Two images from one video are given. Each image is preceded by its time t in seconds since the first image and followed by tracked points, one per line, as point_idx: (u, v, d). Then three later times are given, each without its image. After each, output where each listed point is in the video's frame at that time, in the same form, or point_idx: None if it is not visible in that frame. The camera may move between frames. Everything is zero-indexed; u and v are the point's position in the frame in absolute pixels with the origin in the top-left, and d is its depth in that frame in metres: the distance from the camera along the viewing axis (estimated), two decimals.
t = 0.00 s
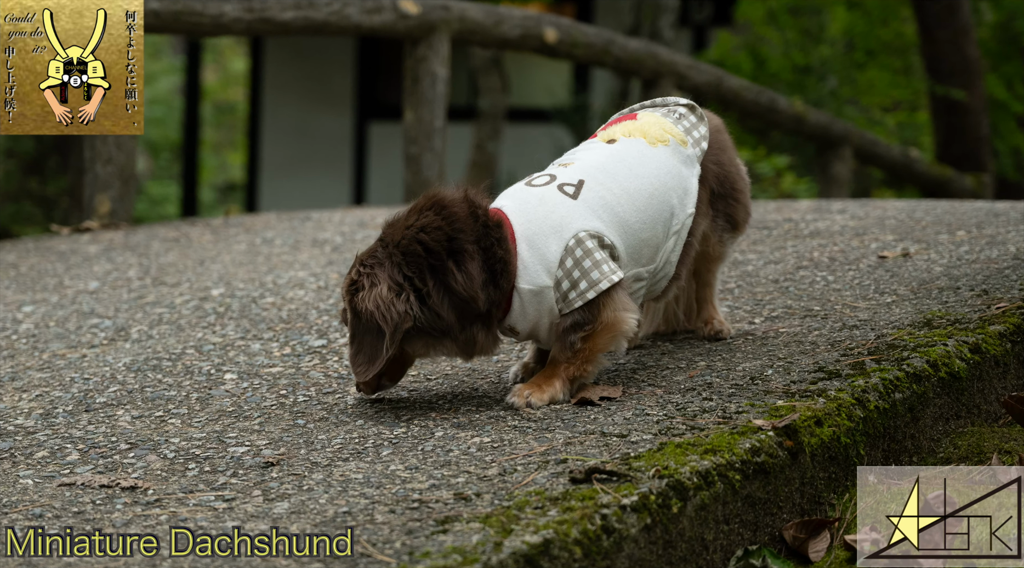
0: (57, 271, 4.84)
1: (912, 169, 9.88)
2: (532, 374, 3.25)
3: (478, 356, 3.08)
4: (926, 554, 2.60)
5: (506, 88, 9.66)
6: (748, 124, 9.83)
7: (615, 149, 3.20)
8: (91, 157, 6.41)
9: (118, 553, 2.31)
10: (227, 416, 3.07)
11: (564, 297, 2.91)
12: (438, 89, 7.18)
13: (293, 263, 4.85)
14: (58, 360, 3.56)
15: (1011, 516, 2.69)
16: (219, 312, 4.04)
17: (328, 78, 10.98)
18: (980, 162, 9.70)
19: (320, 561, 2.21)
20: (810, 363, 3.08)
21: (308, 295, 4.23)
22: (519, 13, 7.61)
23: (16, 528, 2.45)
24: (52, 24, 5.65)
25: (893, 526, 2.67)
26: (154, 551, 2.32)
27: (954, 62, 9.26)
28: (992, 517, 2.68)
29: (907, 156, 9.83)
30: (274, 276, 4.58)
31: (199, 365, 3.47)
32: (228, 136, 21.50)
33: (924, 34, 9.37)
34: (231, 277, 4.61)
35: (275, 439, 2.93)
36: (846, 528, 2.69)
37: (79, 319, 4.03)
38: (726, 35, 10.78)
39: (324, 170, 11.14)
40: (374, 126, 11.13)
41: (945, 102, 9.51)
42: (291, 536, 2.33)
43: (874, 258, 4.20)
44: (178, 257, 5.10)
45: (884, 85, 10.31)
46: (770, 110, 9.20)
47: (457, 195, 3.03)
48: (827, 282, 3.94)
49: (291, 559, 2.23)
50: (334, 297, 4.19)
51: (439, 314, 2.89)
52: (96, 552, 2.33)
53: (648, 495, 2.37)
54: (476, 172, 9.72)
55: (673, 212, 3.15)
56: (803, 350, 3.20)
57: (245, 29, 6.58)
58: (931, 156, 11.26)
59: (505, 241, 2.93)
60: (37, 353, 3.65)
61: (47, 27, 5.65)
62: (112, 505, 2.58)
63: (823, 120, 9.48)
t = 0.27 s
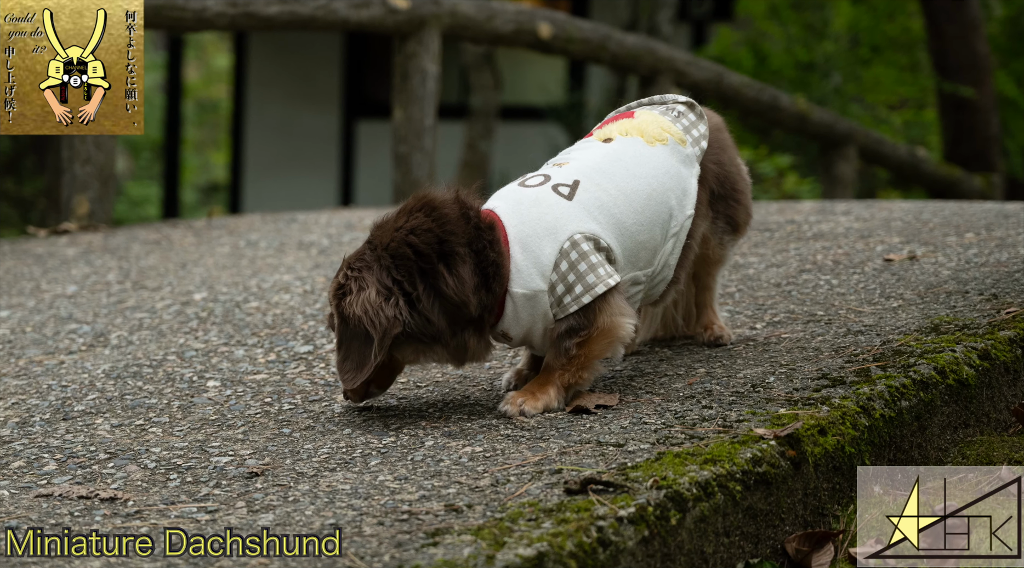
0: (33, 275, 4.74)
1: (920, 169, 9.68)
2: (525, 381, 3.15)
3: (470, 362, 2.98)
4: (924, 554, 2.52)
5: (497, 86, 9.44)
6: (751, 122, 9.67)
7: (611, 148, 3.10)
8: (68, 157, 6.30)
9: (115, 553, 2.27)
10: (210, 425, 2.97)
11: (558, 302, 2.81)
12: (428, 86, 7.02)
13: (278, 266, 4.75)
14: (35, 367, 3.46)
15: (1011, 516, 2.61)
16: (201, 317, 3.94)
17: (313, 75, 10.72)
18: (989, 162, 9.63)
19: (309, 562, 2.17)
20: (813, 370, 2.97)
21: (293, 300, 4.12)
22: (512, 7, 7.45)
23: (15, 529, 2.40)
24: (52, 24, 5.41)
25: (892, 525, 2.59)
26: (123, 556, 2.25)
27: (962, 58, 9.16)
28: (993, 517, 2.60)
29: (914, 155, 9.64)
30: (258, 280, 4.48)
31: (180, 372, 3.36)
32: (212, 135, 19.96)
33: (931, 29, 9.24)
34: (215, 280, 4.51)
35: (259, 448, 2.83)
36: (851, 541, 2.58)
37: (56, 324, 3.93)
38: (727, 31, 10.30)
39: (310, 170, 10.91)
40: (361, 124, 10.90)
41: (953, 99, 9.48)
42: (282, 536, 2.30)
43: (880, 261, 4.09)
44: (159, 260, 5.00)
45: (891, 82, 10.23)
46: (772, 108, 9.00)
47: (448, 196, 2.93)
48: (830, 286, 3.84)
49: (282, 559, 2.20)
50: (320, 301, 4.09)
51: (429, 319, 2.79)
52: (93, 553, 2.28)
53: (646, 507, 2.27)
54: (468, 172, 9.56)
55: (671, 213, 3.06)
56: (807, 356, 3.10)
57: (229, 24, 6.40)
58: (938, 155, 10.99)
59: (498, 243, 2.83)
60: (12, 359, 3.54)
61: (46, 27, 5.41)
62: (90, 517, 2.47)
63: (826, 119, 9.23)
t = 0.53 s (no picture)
0: (12, 278, 4.64)
1: (927, 169, 9.32)
2: (518, 389, 3.06)
3: (461, 369, 2.89)
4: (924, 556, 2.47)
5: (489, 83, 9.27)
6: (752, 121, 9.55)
7: (607, 147, 3.01)
8: (47, 157, 6.20)
9: (113, 553, 2.24)
10: (192, 433, 2.87)
11: (553, 307, 2.73)
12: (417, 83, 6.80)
13: (263, 270, 4.66)
14: (11, 374, 3.36)
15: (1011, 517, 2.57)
16: (184, 322, 3.85)
17: (300, 70, 10.15)
18: (998, 161, 9.46)
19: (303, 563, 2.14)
20: (816, 377, 2.88)
21: (279, 304, 4.03)
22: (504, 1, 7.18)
23: (15, 529, 2.36)
24: (52, 24, 5.09)
25: (892, 526, 2.54)
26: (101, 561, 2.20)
27: (970, 54, 9.06)
28: (993, 517, 2.56)
29: (920, 155, 9.25)
30: (243, 283, 4.39)
31: (162, 379, 3.27)
32: (195, 132, 18.47)
33: (939, 25, 9.18)
34: (197, 284, 4.42)
35: (244, 458, 2.73)
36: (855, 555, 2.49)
37: (34, 329, 3.84)
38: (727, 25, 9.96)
39: (297, 169, 10.29)
40: (349, 122, 10.28)
41: (961, 97, 9.34)
42: (276, 536, 2.26)
43: (885, 264, 4.00)
44: (140, 263, 4.91)
45: (896, 78, 9.93)
46: (773, 106, 8.65)
47: (439, 197, 2.84)
48: (833, 289, 3.75)
49: (275, 560, 2.16)
50: (307, 305, 3.99)
51: (419, 324, 2.70)
52: (91, 553, 2.24)
53: (644, 518, 2.18)
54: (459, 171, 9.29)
55: (670, 215, 2.97)
56: (810, 362, 3.01)
57: (212, 19, 6.25)
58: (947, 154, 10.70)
59: (490, 246, 2.74)
60: None
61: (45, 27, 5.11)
62: (69, 529, 2.37)
63: (829, 118, 8.83)
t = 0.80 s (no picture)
0: None
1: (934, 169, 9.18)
2: (512, 396, 2.97)
3: (453, 376, 2.79)
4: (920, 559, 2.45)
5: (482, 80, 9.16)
6: (753, 119, 9.44)
7: (603, 146, 2.92)
8: (25, 156, 6.10)
9: (113, 553, 2.20)
10: (176, 442, 2.78)
11: (548, 311, 2.64)
12: (408, 80, 6.67)
13: (248, 273, 4.57)
14: None
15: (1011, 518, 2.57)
16: (166, 327, 3.76)
17: (286, 67, 9.86)
18: (1008, 162, 9.30)
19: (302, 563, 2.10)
20: (820, 384, 2.79)
21: (265, 308, 3.95)
22: None
23: (15, 528, 2.34)
24: (50, 24, 4.66)
25: (892, 527, 2.49)
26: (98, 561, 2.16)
27: (978, 49, 8.92)
28: (992, 517, 2.56)
29: (928, 155, 9.09)
30: (227, 287, 4.31)
31: (144, 386, 3.18)
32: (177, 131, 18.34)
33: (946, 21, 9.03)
34: (180, 288, 4.34)
35: (229, 467, 2.64)
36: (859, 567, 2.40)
37: (12, 334, 3.75)
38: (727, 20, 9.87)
39: (283, 169, 10.02)
40: (337, 120, 9.99)
41: (969, 94, 9.18)
42: (276, 536, 2.23)
43: (891, 267, 3.91)
44: (121, 267, 4.82)
45: (902, 75, 9.78)
46: (775, 104, 8.51)
47: (429, 197, 2.75)
48: (837, 293, 3.67)
49: (274, 559, 2.13)
50: (293, 310, 3.91)
51: (410, 329, 2.61)
52: (91, 553, 2.21)
53: (641, 531, 2.09)
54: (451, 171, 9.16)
55: (668, 216, 2.88)
56: (814, 368, 2.92)
57: (195, 15, 6.13)
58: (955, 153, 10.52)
59: (483, 249, 2.65)
60: None
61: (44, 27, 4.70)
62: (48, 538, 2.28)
63: (834, 116, 8.68)
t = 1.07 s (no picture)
0: None
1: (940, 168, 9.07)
2: (505, 403, 2.89)
3: (444, 383, 2.71)
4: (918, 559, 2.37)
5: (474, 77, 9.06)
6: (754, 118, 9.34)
7: (599, 145, 2.84)
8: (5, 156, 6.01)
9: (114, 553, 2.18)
10: (158, 451, 2.70)
11: (542, 316, 2.56)
12: (398, 77, 6.57)
13: (233, 277, 4.49)
14: None
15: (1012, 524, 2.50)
16: (149, 332, 3.68)
17: (273, 62, 9.44)
18: (1017, 162, 9.21)
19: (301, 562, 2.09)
20: (823, 391, 2.71)
21: (251, 313, 3.86)
22: None
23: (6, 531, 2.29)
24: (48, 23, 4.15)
25: (892, 526, 2.42)
26: (99, 559, 2.14)
27: (987, 46, 8.81)
28: (993, 518, 2.52)
29: (935, 154, 8.98)
30: (213, 291, 4.23)
31: (125, 393, 3.10)
32: (159, 130, 17.72)
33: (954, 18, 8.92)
34: (163, 292, 4.26)
35: (213, 477, 2.56)
36: None
37: None
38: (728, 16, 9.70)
39: (271, 169, 9.59)
40: (325, 119, 9.59)
41: (977, 92, 9.12)
42: (276, 536, 2.21)
43: (896, 271, 3.82)
44: (102, 270, 4.74)
45: (908, 73, 9.55)
46: (777, 101, 8.41)
47: (420, 198, 2.67)
48: (841, 297, 3.59)
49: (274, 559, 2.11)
50: (280, 314, 3.83)
51: (400, 334, 2.53)
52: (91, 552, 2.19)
53: (639, 543, 2.01)
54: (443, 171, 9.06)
55: (666, 218, 2.80)
56: (816, 375, 2.84)
57: (180, 11, 6.02)
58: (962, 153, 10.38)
59: (475, 251, 2.57)
60: None
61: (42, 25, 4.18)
62: (25, 551, 2.20)
63: (838, 115, 8.59)
